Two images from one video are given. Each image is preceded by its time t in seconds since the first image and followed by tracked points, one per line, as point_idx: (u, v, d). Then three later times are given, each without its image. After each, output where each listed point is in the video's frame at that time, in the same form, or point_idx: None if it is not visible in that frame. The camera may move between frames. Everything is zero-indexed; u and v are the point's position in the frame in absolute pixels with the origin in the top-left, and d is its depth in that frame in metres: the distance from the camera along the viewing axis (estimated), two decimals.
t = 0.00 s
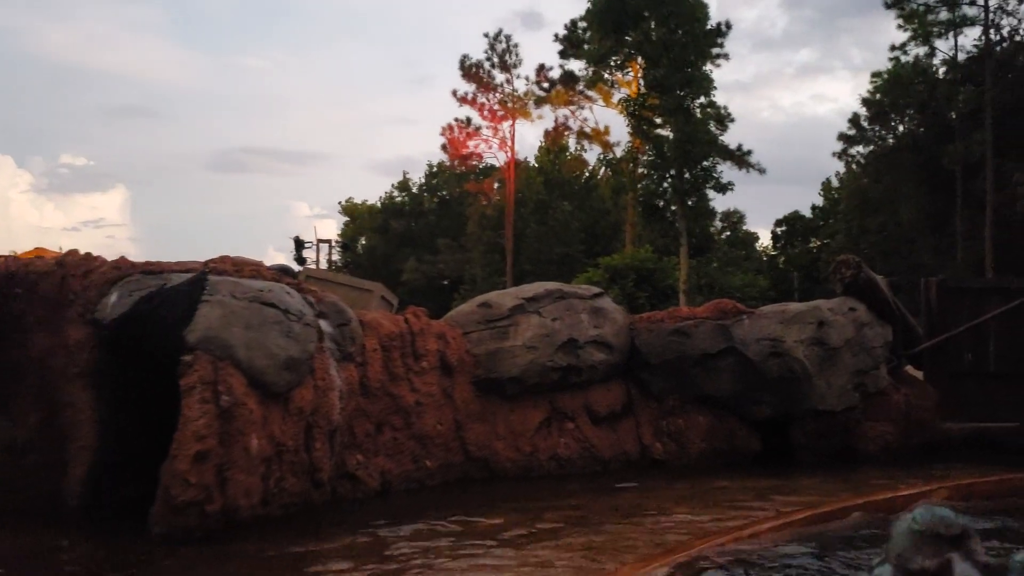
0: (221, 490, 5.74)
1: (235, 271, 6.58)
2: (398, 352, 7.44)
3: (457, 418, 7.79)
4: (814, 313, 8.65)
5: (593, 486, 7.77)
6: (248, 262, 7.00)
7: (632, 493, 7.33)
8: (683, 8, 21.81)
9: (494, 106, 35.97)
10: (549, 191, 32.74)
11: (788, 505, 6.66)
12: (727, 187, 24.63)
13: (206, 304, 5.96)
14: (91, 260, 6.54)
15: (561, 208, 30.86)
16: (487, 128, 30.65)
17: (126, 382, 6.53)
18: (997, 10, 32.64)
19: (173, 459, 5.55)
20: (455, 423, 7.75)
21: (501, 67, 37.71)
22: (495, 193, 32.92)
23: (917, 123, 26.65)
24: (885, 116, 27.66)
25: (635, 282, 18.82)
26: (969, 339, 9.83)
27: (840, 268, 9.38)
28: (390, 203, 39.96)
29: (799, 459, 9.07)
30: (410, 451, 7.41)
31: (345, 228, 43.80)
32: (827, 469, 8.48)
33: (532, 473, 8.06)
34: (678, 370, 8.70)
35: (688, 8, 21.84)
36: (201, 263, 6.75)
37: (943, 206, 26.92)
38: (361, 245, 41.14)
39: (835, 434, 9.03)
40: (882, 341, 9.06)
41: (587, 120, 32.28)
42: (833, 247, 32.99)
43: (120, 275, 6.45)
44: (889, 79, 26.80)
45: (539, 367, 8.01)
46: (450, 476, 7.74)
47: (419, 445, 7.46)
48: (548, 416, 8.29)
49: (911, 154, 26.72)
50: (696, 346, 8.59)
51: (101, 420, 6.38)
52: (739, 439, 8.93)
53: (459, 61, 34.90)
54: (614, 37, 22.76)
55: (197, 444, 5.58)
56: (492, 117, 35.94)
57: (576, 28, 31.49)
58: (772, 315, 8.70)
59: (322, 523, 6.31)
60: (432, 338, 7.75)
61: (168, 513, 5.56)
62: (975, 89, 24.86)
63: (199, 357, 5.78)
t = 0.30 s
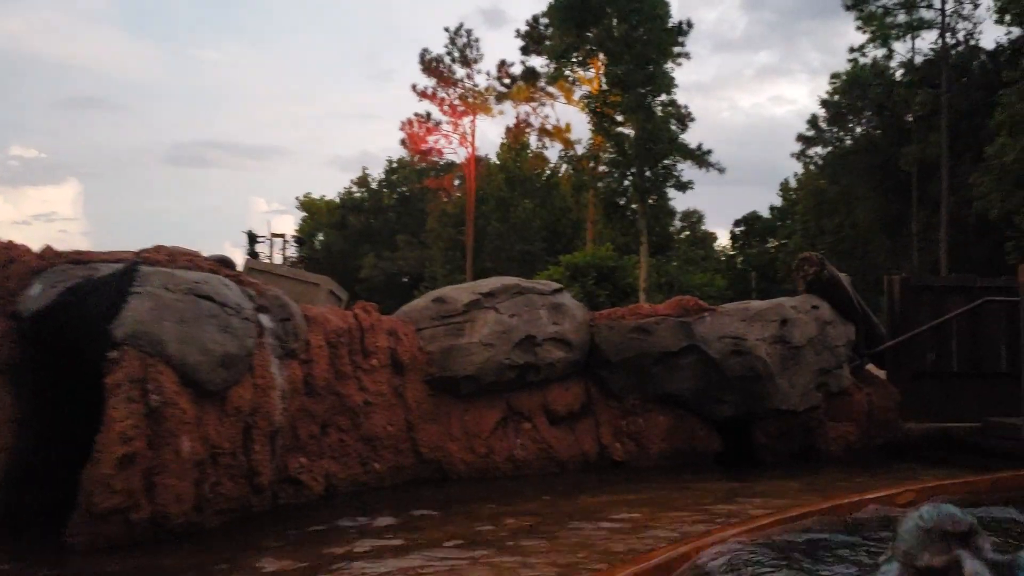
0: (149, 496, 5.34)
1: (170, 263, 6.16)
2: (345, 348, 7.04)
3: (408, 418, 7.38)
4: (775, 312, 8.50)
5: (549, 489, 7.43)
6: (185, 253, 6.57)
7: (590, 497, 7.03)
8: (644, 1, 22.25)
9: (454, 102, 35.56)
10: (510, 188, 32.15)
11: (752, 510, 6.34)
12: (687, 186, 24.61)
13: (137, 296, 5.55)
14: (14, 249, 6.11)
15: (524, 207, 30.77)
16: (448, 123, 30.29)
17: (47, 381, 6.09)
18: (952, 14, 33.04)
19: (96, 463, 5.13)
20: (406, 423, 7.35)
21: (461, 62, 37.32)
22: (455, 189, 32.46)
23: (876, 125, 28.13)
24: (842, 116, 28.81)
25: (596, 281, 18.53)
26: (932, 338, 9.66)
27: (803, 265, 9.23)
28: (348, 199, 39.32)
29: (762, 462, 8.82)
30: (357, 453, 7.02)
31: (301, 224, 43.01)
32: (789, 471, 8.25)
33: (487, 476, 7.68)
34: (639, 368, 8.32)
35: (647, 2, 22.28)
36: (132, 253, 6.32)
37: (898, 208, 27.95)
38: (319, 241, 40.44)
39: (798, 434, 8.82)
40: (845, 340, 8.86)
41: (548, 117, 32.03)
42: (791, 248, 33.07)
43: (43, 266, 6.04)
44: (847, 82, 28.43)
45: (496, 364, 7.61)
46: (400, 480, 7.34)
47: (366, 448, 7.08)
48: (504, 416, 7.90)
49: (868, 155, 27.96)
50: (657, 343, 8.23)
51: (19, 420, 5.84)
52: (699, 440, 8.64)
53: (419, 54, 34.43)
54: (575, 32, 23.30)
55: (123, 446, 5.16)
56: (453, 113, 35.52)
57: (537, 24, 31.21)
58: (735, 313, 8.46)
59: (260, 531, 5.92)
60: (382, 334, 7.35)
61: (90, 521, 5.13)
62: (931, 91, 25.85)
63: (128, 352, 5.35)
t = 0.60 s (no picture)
0: (66, 507, 4.91)
1: (95, 254, 5.71)
2: (287, 347, 6.63)
3: (355, 421, 6.99)
4: (737, 311, 8.25)
5: (503, 495, 7.08)
6: (112, 243, 6.10)
7: (546, 503, 6.70)
8: None
9: (414, 98, 35.09)
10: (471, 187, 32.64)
11: (713, 517, 6.06)
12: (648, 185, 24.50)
13: (54, 290, 5.09)
14: None
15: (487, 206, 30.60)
16: (408, 120, 29.87)
17: None
18: (909, 18, 33.31)
19: (5, 471, 4.67)
20: (352, 427, 6.95)
21: (421, 58, 36.87)
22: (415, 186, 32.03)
23: (832, 128, 28.19)
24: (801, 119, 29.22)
25: (556, 280, 18.22)
26: (895, 339, 9.46)
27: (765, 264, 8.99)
28: (306, 196, 38.66)
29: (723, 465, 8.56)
30: (300, 457, 6.63)
31: (258, 220, 42.23)
32: (752, 475, 8.00)
33: (440, 483, 7.27)
34: (598, 368, 7.97)
35: None
36: (54, 244, 5.84)
37: (855, 211, 28.11)
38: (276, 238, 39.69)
39: (759, 436, 8.58)
40: (807, 340, 8.63)
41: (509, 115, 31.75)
42: (749, 249, 33.11)
43: None
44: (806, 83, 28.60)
45: (450, 365, 7.17)
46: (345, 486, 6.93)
47: (310, 452, 6.69)
48: (457, 418, 7.48)
49: (825, 156, 28.08)
50: (617, 342, 7.91)
51: None
52: (659, 442, 8.33)
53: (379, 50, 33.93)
54: (535, 28, 23.10)
55: (36, 452, 4.71)
56: (413, 109, 35.06)
57: (498, 21, 30.88)
58: (697, 312, 8.20)
59: (192, 543, 5.51)
60: (328, 332, 6.94)
61: None
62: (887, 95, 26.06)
63: (44, 351, 4.90)
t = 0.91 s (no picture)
0: None
1: (13, 241, 5.26)
2: (228, 343, 6.22)
3: (301, 422, 6.58)
4: (701, 308, 7.94)
5: (457, 498, 6.72)
6: (35, 231, 5.65)
7: (502, 508, 6.36)
8: None
9: (376, 92, 34.55)
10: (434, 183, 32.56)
11: (677, 523, 5.76)
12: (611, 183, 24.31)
13: None
14: None
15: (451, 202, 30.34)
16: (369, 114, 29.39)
17: None
18: (870, 20, 33.49)
19: None
20: (298, 427, 6.54)
21: (383, 51, 36.34)
22: (376, 181, 31.53)
23: (794, 128, 28.33)
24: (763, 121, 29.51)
25: (520, 277, 17.89)
26: (861, 337, 9.26)
27: (730, 259, 8.72)
28: (266, 190, 37.96)
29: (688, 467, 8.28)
30: (242, 460, 6.22)
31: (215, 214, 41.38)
32: (717, 477, 7.72)
33: (391, 486, 6.88)
34: (559, 366, 7.63)
35: None
36: None
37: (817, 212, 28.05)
38: (234, 233, 38.93)
39: (722, 435, 8.35)
40: (772, 338, 8.38)
41: (472, 110, 31.40)
42: (712, 247, 33.07)
43: None
44: (769, 84, 28.62)
45: (402, 362, 6.78)
46: (290, 490, 6.52)
47: (252, 453, 6.28)
48: (411, 419, 7.08)
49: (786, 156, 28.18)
50: (578, 339, 7.60)
51: None
52: (622, 443, 7.98)
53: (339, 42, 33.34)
54: (498, 22, 22.81)
55: None
56: (374, 103, 34.53)
57: (462, 15, 30.45)
58: (661, 309, 7.90)
59: (117, 553, 5.10)
60: (272, 327, 6.54)
61: None
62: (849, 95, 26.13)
63: None
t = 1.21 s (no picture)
0: None
1: None
2: (165, 339, 5.82)
3: (243, 423, 6.19)
4: (666, 305, 7.68)
5: (409, 504, 6.37)
6: None
7: (457, 514, 6.02)
8: None
9: (336, 86, 33.98)
10: (395, 178, 32.22)
11: (638, 530, 5.48)
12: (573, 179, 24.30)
13: None
14: None
15: (409, 201, 30.30)
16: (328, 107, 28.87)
17: None
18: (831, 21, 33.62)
19: None
20: (240, 429, 6.16)
21: (344, 44, 35.77)
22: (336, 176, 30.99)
23: (756, 128, 28.32)
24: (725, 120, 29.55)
25: (481, 275, 17.56)
26: (826, 335, 9.07)
27: (695, 256, 8.47)
28: (224, 184, 37.25)
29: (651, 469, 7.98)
30: (178, 463, 5.83)
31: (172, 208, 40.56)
32: (681, 480, 7.44)
33: (340, 491, 6.50)
34: (518, 364, 7.26)
35: None
36: None
37: (777, 211, 28.05)
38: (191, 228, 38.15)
39: (685, 436, 7.99)
40: (737, 336, 8.14)
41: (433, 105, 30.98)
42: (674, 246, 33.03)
43: None
44: (731, 83, 28.60)
45: (352, 361, 6.39)
46: (230, 495, 6.13)
47: (190, 457, 5.89)
48: (361, 420, 6.69)
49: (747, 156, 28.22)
50: (538, 339, 7.20)
51: None
52: (583, 444, 7.59)
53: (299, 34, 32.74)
54: (461, 15, 22.45)
55: None
56: (334, 96, 33.95)
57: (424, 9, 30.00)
58: (624, 305, 7.61)
59: (36, 565, 4.71)
60: (212, 322, 6.14)
61: None
62: (810, 96, 26.15)
63: None
